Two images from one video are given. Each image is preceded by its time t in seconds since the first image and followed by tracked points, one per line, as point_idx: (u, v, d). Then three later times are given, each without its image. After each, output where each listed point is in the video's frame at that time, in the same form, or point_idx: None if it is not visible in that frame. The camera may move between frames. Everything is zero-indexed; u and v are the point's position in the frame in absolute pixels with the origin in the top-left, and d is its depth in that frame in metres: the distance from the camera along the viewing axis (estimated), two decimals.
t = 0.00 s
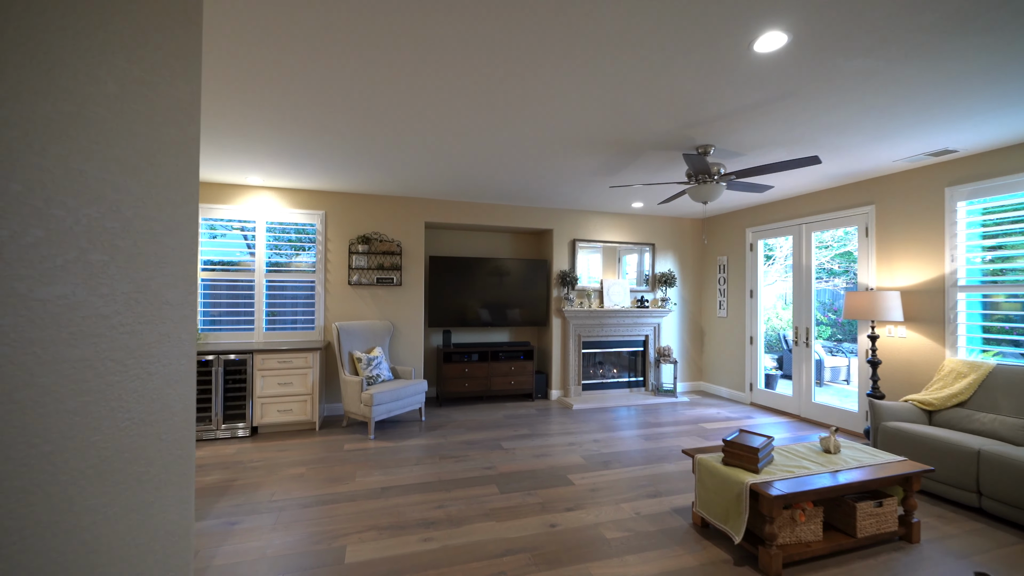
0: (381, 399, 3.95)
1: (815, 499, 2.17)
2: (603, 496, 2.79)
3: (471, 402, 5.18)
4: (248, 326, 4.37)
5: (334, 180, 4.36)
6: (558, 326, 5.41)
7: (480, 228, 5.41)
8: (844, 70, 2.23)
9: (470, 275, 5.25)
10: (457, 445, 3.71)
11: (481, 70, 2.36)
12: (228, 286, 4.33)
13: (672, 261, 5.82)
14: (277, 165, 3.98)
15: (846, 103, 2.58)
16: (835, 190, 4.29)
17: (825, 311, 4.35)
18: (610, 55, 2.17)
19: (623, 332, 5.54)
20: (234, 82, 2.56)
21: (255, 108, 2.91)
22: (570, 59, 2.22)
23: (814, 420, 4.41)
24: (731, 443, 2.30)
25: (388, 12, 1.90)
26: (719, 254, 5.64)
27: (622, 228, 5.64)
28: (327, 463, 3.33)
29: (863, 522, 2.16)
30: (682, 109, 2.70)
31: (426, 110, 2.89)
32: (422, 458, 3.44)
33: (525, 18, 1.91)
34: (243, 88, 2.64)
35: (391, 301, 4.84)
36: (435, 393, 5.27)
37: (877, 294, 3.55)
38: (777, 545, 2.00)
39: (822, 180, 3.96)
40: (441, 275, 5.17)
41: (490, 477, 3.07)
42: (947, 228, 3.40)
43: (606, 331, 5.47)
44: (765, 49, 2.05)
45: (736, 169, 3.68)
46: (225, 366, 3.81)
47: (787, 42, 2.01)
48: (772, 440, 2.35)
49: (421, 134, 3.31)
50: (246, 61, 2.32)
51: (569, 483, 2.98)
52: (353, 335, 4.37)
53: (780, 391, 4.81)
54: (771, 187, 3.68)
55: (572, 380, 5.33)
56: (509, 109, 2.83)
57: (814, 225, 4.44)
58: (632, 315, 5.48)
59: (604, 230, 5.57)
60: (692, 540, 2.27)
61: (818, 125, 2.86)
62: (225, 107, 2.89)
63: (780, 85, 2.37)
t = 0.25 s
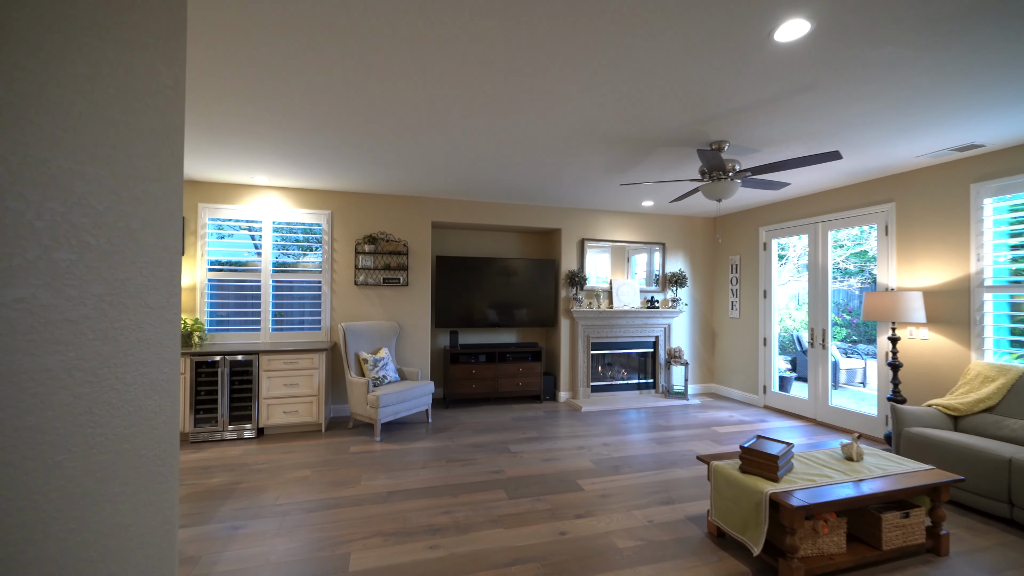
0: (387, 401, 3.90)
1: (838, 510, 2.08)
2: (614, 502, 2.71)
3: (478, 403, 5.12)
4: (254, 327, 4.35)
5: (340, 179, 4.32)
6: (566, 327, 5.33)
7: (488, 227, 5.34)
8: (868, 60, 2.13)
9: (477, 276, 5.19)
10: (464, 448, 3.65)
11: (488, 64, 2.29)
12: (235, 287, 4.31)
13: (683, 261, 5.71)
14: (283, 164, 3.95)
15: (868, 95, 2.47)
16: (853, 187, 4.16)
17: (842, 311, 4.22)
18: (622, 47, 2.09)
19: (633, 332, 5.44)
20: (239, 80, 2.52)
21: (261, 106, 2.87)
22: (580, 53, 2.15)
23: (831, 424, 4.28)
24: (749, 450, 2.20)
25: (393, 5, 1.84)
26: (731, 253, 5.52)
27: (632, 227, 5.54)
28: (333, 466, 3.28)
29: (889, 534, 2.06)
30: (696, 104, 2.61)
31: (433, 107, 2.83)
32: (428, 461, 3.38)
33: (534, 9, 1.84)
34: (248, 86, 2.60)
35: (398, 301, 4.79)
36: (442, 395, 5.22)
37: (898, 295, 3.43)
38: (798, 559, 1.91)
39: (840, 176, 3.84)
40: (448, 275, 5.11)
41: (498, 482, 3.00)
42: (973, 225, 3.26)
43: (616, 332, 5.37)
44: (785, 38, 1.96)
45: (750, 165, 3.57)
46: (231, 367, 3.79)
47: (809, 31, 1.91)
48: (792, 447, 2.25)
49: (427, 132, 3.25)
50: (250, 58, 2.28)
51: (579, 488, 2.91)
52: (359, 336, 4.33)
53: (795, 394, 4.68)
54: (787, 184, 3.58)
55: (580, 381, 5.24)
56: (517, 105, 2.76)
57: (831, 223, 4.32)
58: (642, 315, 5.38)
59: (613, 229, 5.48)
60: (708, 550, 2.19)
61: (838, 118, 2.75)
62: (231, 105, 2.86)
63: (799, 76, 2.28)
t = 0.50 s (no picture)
0: (394, 402, 3.86)
1: (864, 520, 1.98)
2: (626, 508, 2.63)
3: (487, 404, 5.07)
4: (262, 327, 4.34)
5: (347, 179, 4.29)
6: (576, 327, 5.25)
7: (496, 226, 5.29)
8: (895, 48, 2.03)
9: (485, 275, 5.13)
10: (472, 450, 3.60)
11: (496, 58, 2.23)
12: (242, 287, 4.30)
13: (695, 260, 5.60)
14: (290, 164, 3.93)
15: (893, 85, 2.36)
16: (873, 183, 4.02)
17: (861, 311, 4.09)
18: (635, 38, 2.02)
19: (644, 333, 5.34)
20: (245, 79, 2.49)
21: (267, 105, 2.84)
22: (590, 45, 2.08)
23: (851, 428, 4.14)
24: (767, 455, 2.12)
25: None
26: (745, 252, 5.40)
27: (643, 226, 5.44)
28: (340, 468, 3.25)
29: (918, 546, 1.96)
30: (711, 97, 2.53)
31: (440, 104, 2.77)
32: (436, 463, 3.33)
33: None
34: (254, 85, 2.57)
35: (406, 301, 4.76)
36: (450, 395, 5.17)
37: (922, 294, 3.29)
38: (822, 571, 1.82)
39: (859, 172, 3.71)
40: (456, 275, 5.07)
41: (506, 486, 2.93)
42: (1002, 222, 3.12)
43: (626, 332, 5.28)
44: (807, 25, 1.87)
45: (766, 161, 3.46)
46: (238, 367, 3.77)
47: (832, 16, 1.82)
48: (814, 452, 2.16)
49: (434, 129, 3.20)
50: (256, 56, 2.24)
51: (590, 493, 2.83)
52: (367, 336, 4.30)
53: (812, 397, 4.55)
54: (805, 180, 3.46)
55: (590, 383, 5.15)
56: (526, 102, 2.69)
57: (849, 220, 4.18)
58: (653, 316, 5.28)
59: (623, 228, 5.39)
60: (725, 560, 2.10)
61: (860, 110, 2.64)
62: (238, 104, 2.83)
63: (820, 65, 2.18)
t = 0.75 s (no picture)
0: (404, 403, 3.82)
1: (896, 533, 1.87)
2: (640, 515, 2.54)
3: (498, 405, 5.00)
4: (272, 326, 4.34)
5: (357, 178, 4.27)
6: (588, 328, 5.16)
7: (507, 225, 5.22)
8: (928, 32, 1.91)
9: (496, 275, 5.07)
10: (482, 452, 3.54)
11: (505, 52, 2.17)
12: (253, 287, 4.31)
13: (711, 259, 5.46)
14: (300, 163, 3.91)
15: (924, 73, 2.23)
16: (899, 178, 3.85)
17: (886, 312, 3.93)
18: (649, 27, 1.94)
19: (658, 334, 5.22)
20: (253, 77, 2.47)
21: (275, 104, 2.82)
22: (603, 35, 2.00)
23: (875, 433, 3.98)
24: (790, 463, 2.01)
25: None
26: (763, 251, 5.25)
27: (657, 225, 5.32)
28: (349, 469, 3.22)
29: (955, 562, 1.84)
30: (729, 88, 2.43)
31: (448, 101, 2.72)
32: (445, 465, 3.28)
33: None
34: (261, 83, 2.54)
35: (415, 301, 4.72)
36: (460, 396, 5.12)
37: (953, 293, 3.13)
38: None
39: (884, 166, 3.55)
40: (466, 275, 5.01)
41: (517, 490, 2.87)
42: None
43: (640, 333, 5.17)
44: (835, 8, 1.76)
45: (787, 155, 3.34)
46: (249, 367, 3.77)
47: None
48: (840, 460, 2.05)
49: (443, 127, 3.14)
50: (262, 52, 2.21)
51: (602, 498, 2.75)
52: (377, 336, 4.26)
53: (833, 400, 4.40)
54: (827, 175, 3.33)
55: (603, 384, 5.06)
56: (536, 97, 2.62)
57: (874, 217, 4.02)
58: (667, 316, 5.16)
59: (637, 226, 5.28)
60: (745, 572, 2.01)
61: (888, 100, 2.51)
62: (246, 104, 2.81)
63: (847, 53, 2.07)
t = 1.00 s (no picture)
0: (416, 404, 3.78)
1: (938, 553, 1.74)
2: (660, 525, 2.44)
3: (511, 407, 4.93)
4: (286, 327, 4.35)
5: (370, 177, 4.25)
6: (603, 328, 5.05)
7: (521, 225, 5.15)
8: (975, 11, 1.77)
9: (509, 275, 5.00)
10: (495, 455, 3.47)
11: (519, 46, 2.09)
12: (268, 287, 4.32)
13: (731, 258, 5.29)
14: (312, 163, 3.90)
15: (969, 57, 2.08)
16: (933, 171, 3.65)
17: (918, 313, 3.74)
18: (671, 15, 1.84)
19: (676, 335, 5.09)
20: (264, 76, 2.44)
21: (287, 104, 2.80)
22: (621, 25, 1.91)
23: (907, 440, 3.79)
24: (821, 474, 1.89)
25: None
26: (785, 249, 5.06)
27: (674, 223, 5.19)
28: (361, 471, 3.18)
29: None
30: (755, 78, 2.30)
31: (460, 98, 2.66)
32: (458, 469, 3.22)
33: None
34: (272, 83, 2.52)
35: (428, 301, 4.68)
36: (473, 398, 5.06)
37: (995, 293, 2.93)
38: None
39: (917, 159, 3.37)
40: (479, 275, 4.96)
41: (530, 495, 2.79)
42: None
43: (656, 334, 5.04)
44: None
45: (814, 147, 3.18)
46: (262, 367, 3.77)
47: None
48: (876, 472, 1.92)
49: (455, 125, 3.08)
50: (272, 52, 2.18)
51: (619, 506, 2.65)
52: (389, 337, 4.24)
53: (861, 405, 4.21)
54: (857, 169, 3.17)
55: (619, 387, 4.94)
56: (550, 92, 2.54)
57: (905, 213, 3.83)
58: (685, 317, 5.02)
59: (653, 225, 5.15)
60: None
61: (927, 87, 2.36)
62: (258, 104, 2.80)
63: (885, 36, 1.93)
